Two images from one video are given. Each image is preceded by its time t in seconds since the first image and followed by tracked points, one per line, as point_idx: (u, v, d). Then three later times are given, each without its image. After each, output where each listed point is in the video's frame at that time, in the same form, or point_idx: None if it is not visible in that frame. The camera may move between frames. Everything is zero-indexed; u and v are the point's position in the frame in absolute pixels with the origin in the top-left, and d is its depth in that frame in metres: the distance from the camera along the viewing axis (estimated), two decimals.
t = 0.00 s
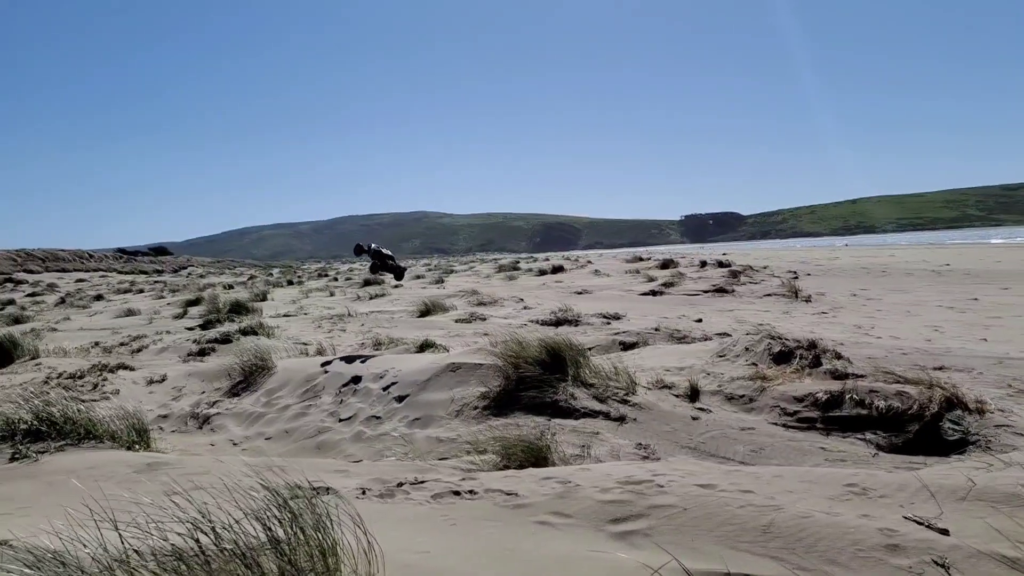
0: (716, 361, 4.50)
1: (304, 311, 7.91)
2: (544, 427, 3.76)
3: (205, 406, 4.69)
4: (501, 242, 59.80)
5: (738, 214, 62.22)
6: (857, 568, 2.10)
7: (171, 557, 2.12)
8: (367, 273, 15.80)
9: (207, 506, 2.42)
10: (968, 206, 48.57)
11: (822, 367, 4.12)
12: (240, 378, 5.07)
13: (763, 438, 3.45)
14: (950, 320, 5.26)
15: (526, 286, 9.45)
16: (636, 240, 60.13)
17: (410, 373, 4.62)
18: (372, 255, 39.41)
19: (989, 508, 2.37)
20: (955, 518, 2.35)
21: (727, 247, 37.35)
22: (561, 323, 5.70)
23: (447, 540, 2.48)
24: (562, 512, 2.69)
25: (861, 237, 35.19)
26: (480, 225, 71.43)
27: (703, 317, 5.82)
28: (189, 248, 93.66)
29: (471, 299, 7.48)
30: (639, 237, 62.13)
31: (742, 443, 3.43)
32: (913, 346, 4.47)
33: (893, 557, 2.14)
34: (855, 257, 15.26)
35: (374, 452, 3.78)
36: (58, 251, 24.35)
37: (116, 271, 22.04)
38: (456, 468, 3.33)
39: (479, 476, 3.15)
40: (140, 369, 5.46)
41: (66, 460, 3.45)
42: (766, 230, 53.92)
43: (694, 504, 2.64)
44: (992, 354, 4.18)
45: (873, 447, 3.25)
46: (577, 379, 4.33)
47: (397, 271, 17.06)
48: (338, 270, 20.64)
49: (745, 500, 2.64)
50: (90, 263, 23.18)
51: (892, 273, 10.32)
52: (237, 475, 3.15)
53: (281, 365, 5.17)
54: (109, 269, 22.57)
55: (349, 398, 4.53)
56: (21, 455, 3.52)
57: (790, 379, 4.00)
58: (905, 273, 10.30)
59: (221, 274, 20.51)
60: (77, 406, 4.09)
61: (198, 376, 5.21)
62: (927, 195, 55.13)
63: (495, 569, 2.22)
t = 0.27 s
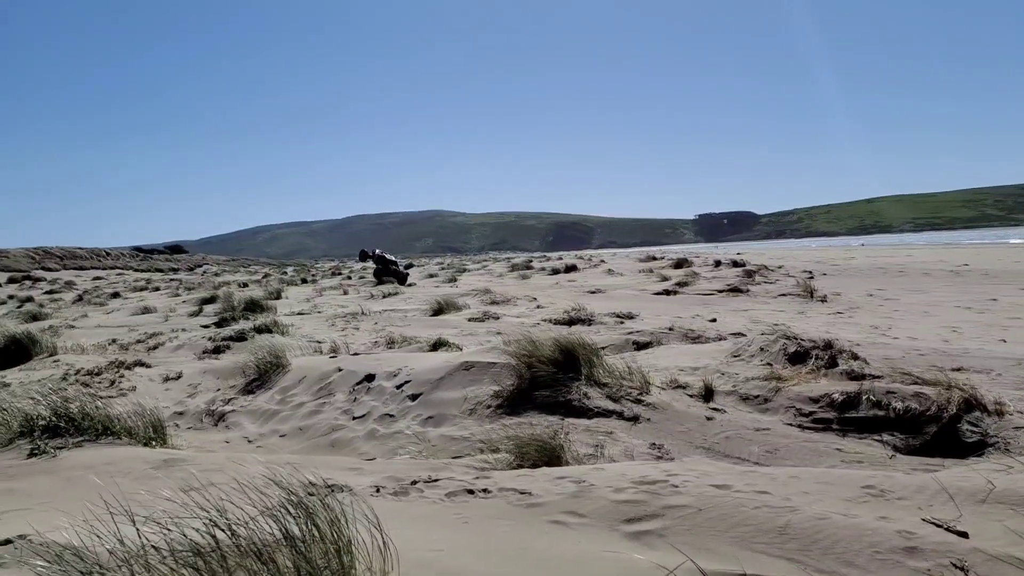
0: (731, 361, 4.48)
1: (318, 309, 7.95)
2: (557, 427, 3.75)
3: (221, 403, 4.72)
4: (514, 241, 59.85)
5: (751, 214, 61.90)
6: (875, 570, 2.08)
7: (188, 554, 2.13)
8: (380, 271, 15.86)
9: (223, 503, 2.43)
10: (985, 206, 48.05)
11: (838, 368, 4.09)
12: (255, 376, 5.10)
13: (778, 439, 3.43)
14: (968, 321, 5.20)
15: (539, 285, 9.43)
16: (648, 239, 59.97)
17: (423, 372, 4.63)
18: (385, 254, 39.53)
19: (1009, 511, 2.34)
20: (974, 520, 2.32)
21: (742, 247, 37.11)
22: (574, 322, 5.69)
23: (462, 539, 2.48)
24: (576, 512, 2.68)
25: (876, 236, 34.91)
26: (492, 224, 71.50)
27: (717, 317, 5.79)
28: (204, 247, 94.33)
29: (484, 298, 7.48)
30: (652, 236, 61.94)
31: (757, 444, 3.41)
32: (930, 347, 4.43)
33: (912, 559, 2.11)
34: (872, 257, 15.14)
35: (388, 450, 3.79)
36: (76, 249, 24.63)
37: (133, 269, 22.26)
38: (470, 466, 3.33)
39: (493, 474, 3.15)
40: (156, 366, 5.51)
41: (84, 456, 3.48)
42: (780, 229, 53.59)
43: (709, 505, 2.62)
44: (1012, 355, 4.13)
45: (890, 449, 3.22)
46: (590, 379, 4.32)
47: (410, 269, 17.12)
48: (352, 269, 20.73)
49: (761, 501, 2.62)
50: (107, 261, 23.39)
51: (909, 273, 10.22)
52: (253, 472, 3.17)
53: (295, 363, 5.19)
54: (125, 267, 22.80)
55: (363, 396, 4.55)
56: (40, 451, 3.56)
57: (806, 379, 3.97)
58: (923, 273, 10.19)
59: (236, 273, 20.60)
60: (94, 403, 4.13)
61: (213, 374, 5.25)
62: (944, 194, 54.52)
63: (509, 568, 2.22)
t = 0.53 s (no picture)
0: (745, 361, 4.45)
1: (331, 307, 7.98)
2: (570, 426, 3.75)
3: (235, 400, 4.75)
4: (525, 239, 59.84)
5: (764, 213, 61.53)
6: (892, 572, 2.06)
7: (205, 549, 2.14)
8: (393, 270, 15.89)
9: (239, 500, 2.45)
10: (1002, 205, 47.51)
11: (854, 368, 4.06)
12: (269, 373, 5.13)
13: (792, 439, 3.41)
14: (987, 321, 5.14)
15: (552, 284, 9.42)
16: (660, 238, 59.76)
17: (435, 370, 4.64)
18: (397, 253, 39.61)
19: None
20: (992, 523, 2.30)
21: (755, 246, 36.85)
22: (586, 321, 5.68)
23: (476, 537, 2.48)
24: (589, 511, 2.68)
25: (892, 236, 34.58)
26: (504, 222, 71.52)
27: (731, 317, 5.75)
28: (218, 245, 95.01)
29: (496, 297, 7.48)
30: (664, 235, 61.70)
31: (771, 444, 3.38)
32: (948, 348, 4.38)
33: (929, 561, 2.09)
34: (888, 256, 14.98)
35: (401, 448, 3.80)
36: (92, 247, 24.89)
37: (148, 266, 22.44)
38: (483, 465, 3.33)
39: (506, 473, 3.15)
40: (171, 363, 5.55)
41: (101, 452, 3.52)
42: (793, 229, 53.23)
43: (724, 505, 2.61)
44: None
45: (906, 450, 3.19)
46: (603, 378, 4.31)
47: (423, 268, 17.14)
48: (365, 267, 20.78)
49: (776, 501, 2.61)
50: (122, 259, 23.60)
51: (926, 273, 10.11)
52: (267, 469, 3.18)
53: (308, 360, 5.22)
54: (141, 264, 22.99)
55: (375, 394, 4.56)
56: (57, 446, 3.60)
57: (821, 379, 3.94)
58: (940, 273, 10.09)
59: (249, 271, 20.66)
60: (111, 399, 4.17)
61: (227, 371, 5.28)
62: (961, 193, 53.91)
63: (523, 566, 2.22)
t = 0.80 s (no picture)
0: (759, 360, 4.43)
1: (344, 305, 8.01)
2: (582, 424, 3.74)
3: (248, 397, 4.78)
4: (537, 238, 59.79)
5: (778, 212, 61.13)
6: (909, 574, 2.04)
7: (219, 544, 2.16)
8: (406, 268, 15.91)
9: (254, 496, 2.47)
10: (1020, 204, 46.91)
11: (869, 368, 4.03)
12: (282, 370, 5.15)
13: (807, 439, 3.38)
14: (1005, 321, 5.08)
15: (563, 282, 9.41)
16: (672, 237, 59.48)
17: (448, 368, 4.65)
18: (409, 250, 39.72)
19: None
20: (1011, 524, 2.27)
21: (769, 245, 36.60)
22: (598, 320, 5.67)
23: (489, 535, 2.48)
24: (602, 510, 2.67)
25: (908, 235, 34.22)
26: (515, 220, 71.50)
27: (745, 316, 5.72)
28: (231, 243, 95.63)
29: (508, 295, 7.47)
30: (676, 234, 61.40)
31: (785, 444, 3.36)
32: (965, 348, 4.33)
33: (946, 563, 2.07)
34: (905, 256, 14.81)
35: (413, 445, 3.81)
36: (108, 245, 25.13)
37: (163, 264, 22.59)
38: (495, 463, 3.33)
39: (518, 471, 3.15)
40: (186, 360, 5.59)
41: (117, 447, 3.55)
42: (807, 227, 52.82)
43: (738, 505, 2.59)
44: None
45: (923, 451, 3.16)
46: (615, 376, 4.30)
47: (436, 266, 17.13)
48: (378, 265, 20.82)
49: (791, 502, 2.59)
50: (137, 256, 23.80)
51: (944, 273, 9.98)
52: (281, 466, 3.20)
53: (321, 358, 5.24)
54: (156, 262, 23.17)
55: (388, 391, 4.57)
56: (73, 442, 3.63)
57: (836, 379, 3.91)
58: (957, 272, 9.96)
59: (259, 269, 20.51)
60: (126, 395, 4.20)
61: (241, 368, 5.31)
62: (977, 192, 53.30)
63: (536, 565, 2.21)
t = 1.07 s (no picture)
0: (771, 359, 4.41)
1: (354, 303, 8.03)
2: (593, 423, 3.73)
3: (260, 394, 4.81)
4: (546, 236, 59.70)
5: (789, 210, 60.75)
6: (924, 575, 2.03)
7: (231, 540, 2.17)
8: (417, 266, 15.90)
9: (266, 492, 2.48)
10: None
11: (883, 367, 4.00)
12: (293, 367, 5.17)
13: (819, 439, 3.36)
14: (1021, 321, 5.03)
15: (574, 280, 9.39)
16: (682, 236, 59.22)
17: (458, 366, 4.65)
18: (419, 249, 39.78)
19: None
20: None
21: (780, 244, 36.38)
22: (609, 318, 5.65)
23: (501, 533, 2.48)
24: (614, 509, 2.67)
25: (921, 234, 33.88)
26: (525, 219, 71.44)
27: (757, 315, 5.68)
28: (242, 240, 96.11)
29: (518, 293, 7.46)
30: (687, 232, 61.12)
31: (797, 444, 3.34)
32: (981, 348, 4.29)
33: (962, 564, 2.05)
34: (920, 255, 14.64)
35: (424, 443, 3.82)
36: (121, 242, 25.32)
37: (175, 261, 22.71)
38: (506, 461, 3.33)
39: (529, 469, 3.15)
40: (198, 357, 5.62)
41: (131, 443, 3.58)
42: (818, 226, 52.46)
43: (751, 505, 2.58)
44: None
45: (937, 451, 3.14)
46: (626, 375, 4.29)
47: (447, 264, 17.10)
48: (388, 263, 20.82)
49: (804, 502, 2.57)
50: (149, 253, 23.96)
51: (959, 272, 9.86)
52: (294, 463, 3.22)
53: (332, 355, 5.26)
54: (168, 259, 23.30)
55: (398, 389, 4.58)
56: (87, 438, 3.66)
57: (849, 379, 3.89)
58: (973, 272, 9.85)
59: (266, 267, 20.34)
60: (139, 392, 4.24)
61: (252, 365, 5.34)
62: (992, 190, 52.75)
63: (549, 563, 2.21)
